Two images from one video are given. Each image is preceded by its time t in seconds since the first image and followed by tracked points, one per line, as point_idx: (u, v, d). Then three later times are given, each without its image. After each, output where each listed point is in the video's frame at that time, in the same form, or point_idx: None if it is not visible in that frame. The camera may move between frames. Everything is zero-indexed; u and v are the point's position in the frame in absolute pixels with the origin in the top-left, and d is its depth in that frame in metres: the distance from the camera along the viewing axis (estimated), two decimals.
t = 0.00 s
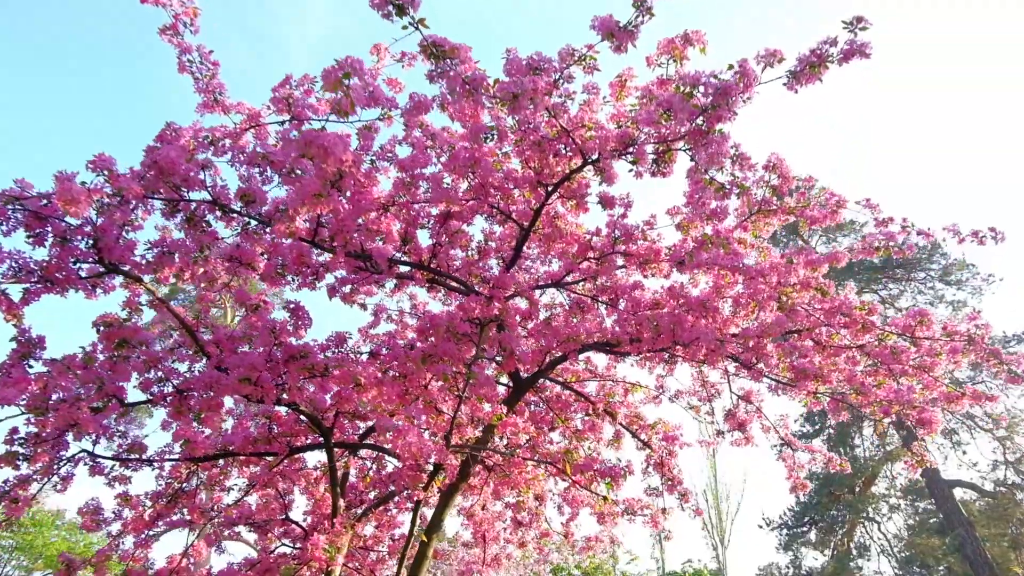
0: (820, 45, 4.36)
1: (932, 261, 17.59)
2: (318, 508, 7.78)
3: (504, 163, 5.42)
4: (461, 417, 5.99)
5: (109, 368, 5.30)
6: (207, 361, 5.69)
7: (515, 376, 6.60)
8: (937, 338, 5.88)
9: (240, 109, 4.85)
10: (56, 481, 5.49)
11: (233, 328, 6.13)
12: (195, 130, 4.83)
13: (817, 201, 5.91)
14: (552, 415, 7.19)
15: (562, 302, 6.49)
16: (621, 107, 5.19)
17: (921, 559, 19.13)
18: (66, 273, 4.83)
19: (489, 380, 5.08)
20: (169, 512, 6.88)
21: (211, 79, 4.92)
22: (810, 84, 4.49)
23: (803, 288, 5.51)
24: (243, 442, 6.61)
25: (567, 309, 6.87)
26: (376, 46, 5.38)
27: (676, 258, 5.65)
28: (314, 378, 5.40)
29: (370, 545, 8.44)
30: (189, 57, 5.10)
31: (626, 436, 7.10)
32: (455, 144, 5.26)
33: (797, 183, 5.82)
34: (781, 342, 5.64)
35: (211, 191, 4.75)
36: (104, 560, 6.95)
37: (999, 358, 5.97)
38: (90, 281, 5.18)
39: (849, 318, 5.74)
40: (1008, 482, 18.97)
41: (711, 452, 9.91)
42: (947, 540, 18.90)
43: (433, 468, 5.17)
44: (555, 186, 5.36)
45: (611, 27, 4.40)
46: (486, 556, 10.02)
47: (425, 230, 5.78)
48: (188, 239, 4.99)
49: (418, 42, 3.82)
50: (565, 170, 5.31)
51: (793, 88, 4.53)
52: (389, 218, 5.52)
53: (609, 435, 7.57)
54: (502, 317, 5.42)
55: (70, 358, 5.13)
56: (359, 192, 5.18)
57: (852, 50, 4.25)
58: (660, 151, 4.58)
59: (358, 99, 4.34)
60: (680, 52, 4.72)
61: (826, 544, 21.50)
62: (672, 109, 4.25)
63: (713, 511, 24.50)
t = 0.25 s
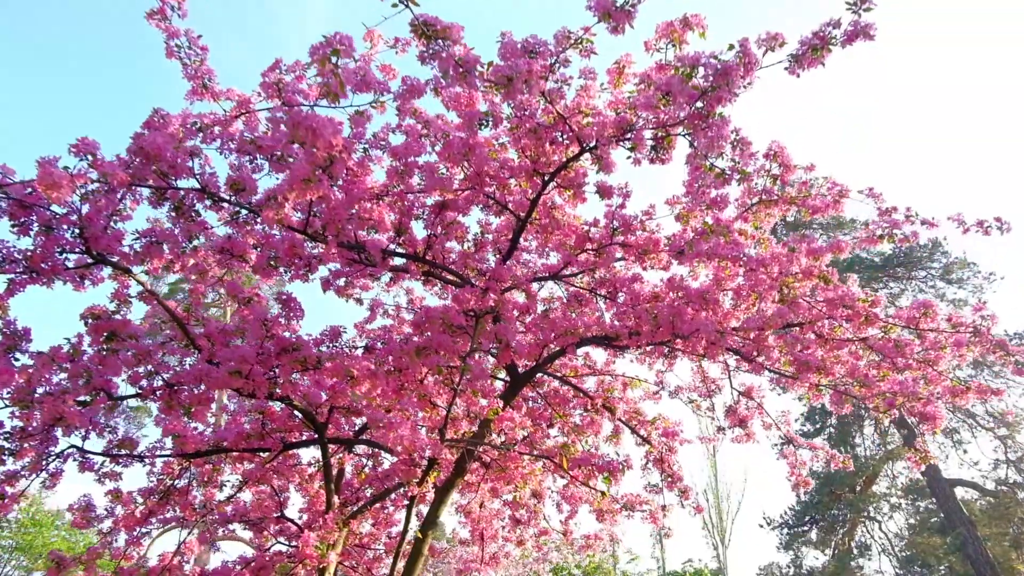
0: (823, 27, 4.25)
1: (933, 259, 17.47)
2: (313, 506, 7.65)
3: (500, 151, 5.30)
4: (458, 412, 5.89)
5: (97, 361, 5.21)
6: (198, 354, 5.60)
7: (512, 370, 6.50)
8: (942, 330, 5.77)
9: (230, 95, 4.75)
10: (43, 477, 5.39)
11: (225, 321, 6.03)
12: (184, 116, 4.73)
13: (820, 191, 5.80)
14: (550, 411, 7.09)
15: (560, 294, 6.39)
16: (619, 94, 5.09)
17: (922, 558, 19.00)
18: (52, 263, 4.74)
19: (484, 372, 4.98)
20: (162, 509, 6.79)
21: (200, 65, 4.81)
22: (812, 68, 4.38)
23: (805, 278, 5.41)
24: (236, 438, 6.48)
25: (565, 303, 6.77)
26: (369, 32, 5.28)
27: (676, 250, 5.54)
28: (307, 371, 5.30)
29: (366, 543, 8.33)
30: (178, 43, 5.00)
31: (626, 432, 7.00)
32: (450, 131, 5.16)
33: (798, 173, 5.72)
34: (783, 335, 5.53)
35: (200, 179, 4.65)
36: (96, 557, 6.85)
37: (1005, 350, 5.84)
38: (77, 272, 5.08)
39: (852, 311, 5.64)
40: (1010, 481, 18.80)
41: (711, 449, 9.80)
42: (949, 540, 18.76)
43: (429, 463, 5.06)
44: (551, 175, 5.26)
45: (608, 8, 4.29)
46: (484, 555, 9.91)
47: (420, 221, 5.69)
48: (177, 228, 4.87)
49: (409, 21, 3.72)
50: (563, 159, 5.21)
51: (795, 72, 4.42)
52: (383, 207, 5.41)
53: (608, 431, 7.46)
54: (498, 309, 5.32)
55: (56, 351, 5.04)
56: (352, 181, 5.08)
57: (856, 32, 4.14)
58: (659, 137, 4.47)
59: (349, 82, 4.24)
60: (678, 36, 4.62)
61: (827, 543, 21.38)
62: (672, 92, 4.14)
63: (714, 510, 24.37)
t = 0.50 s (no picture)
0: (827, 8, 4.14)
1: (934, 257, 17.36)
2: (308, 502, 7.54)
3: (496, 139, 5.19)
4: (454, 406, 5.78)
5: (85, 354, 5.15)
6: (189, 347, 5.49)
7: (510, 364, 6.39)
8: (948, 322, 5.65)
9: (219, 80, 4.64)
10: (30, 472, 5.27)
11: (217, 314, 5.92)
12: (172, 102, 4.62)
13: (822, 181, 5.69)
14: (548, 406, 6.98)
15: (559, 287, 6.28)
16: (618, 80, 4.98)
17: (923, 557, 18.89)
18: (37, 253, 4.65)
19: (480, 364, 4.86)
20: (154, 505, 6.68)
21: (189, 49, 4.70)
22: (815, 52, 4.27)
23: (808, 269, 5.30)
24: (228, 434, 6.35)
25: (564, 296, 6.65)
26: (363, 18, 5.17)
27: (676, 241, 5.43)
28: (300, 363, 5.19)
29: (363, 541, 8.22)
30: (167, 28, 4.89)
31: (625, 428, 6.89)
32: (445, 119, 5.05)
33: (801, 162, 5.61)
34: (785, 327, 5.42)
35: (188, 166, 4.54)
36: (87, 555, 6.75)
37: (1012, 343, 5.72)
38: (64, 262, 4.97)
39: (856, 303, 5.52)
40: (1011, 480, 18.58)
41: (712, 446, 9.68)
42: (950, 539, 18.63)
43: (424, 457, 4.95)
44: (549, 164, 5.15)
45: None
46: (483, 553, 9.79)
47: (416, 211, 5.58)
48: (167, 217, 4.75)
49: None
50: (561, 147, 5.10)
51: (798, 56, 4.32)
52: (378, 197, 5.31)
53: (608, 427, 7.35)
54: (494, 300, 5.22)
55: (42, 342, 4.95)
56: (345, 169, 4.97)
57: (861, 13, 4.03)
58: (658, 122, 4.37)
59: (340, 64, 4.12)
60: (678, 19, 4.51)
61: (828, 542, 21.26)
62: (671, 75, 4.03)
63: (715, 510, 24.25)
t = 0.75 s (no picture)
0: None
1: (936, 255, 17.27)
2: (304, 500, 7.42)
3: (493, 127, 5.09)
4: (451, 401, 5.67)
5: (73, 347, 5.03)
6: (180, 340, 5.37)
7: (508, 358, 6.28)
8: (954, 314, 5.53)
9: (209, 65, 4.53)
10: (18, 467, 5.17)
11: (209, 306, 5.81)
12: (161, 88, 4.51)
13: (825, 170, 5.59)
14: (547, 402, 6.88)
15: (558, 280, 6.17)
16: (617, 66, 4.88)
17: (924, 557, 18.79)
18: (23, 243, 4.53)
19: (476, 356, 4.73)
20: (146, 502, 6.57)
21: (179, 33, 4.60)
22: (819, 35, 4.17)
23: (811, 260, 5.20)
24: (222, 429, 6.24)
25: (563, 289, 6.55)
26: (357, 3, 5.07)
27: (676, 231, 5.33)
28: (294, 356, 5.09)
29: (360, 539, 8.11)
30: (157, 13, 4.78)
31: (625, 423, 6.78)
32: (440, 106, 4.95)
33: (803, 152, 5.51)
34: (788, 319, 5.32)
35: (177, 153, 4.44)
36: (78, 552, 6.64)
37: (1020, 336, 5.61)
38: (52, 252, 4.86)
39: (860, 295, 5.42)
40: (1013, 479, 18.51)
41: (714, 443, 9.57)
42: (952, 539, 18.51)
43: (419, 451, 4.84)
44: (546, 152, 5.05)
45: None
46: (482, 552, 9.68)
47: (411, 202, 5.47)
48: (156, 206, 4.65)
49: None
50: (559, 135, 5.00)
51: (801, 39, 4.21)
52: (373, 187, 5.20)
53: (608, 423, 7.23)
54: (491, 292, 5.11)
55: (30, 334, 4.84)
56: (338, 157, 4.87)
57: None
58: (658, 107, 4.27)
59: (332, 47, 4.03)
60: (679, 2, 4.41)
61: (830, 542, 21.13)
62: (671, 58, 3.94)
63: (715, 509, 24.14)
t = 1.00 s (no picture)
0: None
1: (938, 253, 17.16)
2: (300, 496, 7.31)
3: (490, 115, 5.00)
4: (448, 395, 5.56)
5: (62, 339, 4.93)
6: (171, 332, 5.25)
7: (507, 352, 6.18)
8: (961, 306, 5.43)
9: (200, 50, 4.44)
10: (6, 463, 5.06)
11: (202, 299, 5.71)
12: (150, 73, 4.41)
13: (829, 160, 5.49)
14: (547, 397, 6.77)
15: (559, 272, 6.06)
16: (616, 52, 4.79)
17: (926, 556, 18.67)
18: (9, 232, 4.43)
19: (473, 347, 4.63)
20: (139, 498, 6.47)
21: (170, 18, 4.51)
22: (824, 16, 4.07)
23: (815, 250, 5.09)
24: (216, 425, 6.10)
25: (563, 282, 6.44)
26: None
27: (677, 222, 5.23)
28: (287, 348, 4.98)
29: (357, 537, 8.00)
30: None
31: (626, 419, 6.67)
32: (437, 92, 4.86)
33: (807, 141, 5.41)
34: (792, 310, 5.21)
35: (166, 139, 4.33)
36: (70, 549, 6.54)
37: None
38: (40, 243, 4.76)
39: (865, 286, 5.31)
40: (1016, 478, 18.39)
41: (715, 440, 9.46)
42: (953, 538, 18.40)
43: (414, 444, 4.72)
44: (544, 140, 4.96)
45: None
46: (481, 551, 9.58)
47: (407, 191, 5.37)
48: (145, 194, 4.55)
49: None
50: (557, 122, 4.90)
51: (806, 21, 4.12)
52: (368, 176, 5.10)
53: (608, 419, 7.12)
54: (488, 282, 4.96)
55: (17, 326, 4.74)
56: (332, 145, 4.76)
57: None
58: (658, 91, 4.18)
59: (325, 29, 3.95)
60: None
61: (831, 542, 21.00)
62: (672, 40, 3.84)
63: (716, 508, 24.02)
